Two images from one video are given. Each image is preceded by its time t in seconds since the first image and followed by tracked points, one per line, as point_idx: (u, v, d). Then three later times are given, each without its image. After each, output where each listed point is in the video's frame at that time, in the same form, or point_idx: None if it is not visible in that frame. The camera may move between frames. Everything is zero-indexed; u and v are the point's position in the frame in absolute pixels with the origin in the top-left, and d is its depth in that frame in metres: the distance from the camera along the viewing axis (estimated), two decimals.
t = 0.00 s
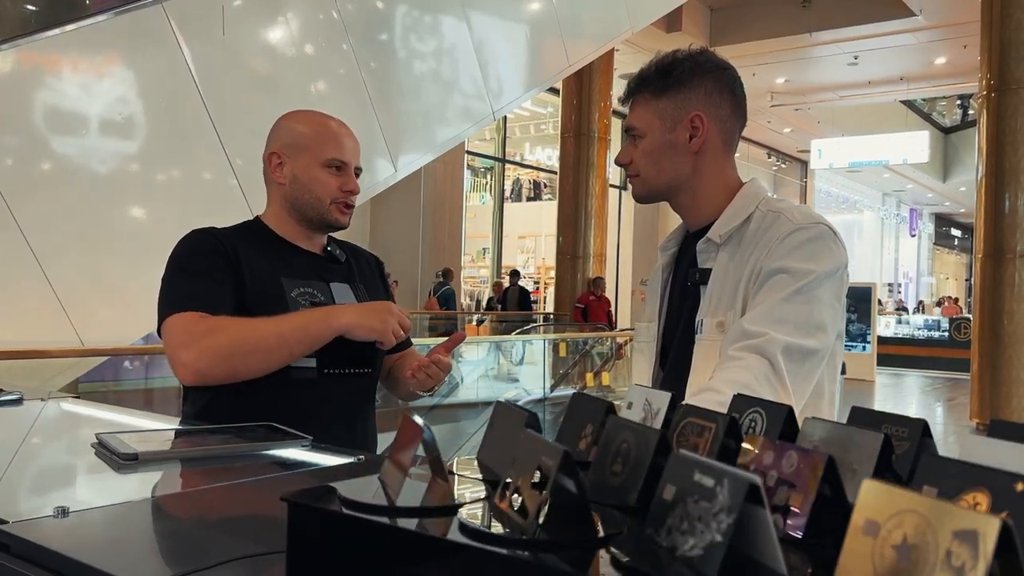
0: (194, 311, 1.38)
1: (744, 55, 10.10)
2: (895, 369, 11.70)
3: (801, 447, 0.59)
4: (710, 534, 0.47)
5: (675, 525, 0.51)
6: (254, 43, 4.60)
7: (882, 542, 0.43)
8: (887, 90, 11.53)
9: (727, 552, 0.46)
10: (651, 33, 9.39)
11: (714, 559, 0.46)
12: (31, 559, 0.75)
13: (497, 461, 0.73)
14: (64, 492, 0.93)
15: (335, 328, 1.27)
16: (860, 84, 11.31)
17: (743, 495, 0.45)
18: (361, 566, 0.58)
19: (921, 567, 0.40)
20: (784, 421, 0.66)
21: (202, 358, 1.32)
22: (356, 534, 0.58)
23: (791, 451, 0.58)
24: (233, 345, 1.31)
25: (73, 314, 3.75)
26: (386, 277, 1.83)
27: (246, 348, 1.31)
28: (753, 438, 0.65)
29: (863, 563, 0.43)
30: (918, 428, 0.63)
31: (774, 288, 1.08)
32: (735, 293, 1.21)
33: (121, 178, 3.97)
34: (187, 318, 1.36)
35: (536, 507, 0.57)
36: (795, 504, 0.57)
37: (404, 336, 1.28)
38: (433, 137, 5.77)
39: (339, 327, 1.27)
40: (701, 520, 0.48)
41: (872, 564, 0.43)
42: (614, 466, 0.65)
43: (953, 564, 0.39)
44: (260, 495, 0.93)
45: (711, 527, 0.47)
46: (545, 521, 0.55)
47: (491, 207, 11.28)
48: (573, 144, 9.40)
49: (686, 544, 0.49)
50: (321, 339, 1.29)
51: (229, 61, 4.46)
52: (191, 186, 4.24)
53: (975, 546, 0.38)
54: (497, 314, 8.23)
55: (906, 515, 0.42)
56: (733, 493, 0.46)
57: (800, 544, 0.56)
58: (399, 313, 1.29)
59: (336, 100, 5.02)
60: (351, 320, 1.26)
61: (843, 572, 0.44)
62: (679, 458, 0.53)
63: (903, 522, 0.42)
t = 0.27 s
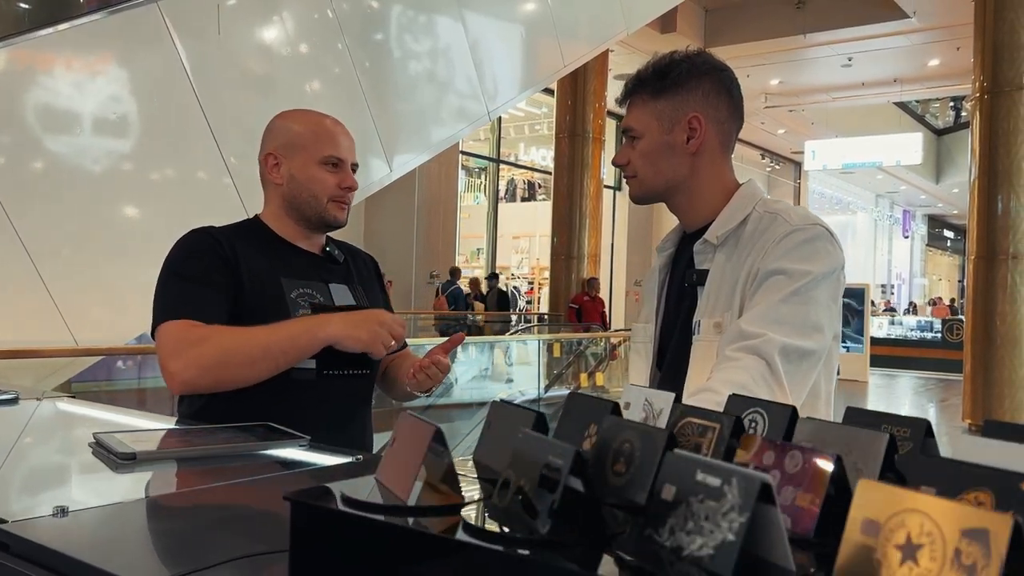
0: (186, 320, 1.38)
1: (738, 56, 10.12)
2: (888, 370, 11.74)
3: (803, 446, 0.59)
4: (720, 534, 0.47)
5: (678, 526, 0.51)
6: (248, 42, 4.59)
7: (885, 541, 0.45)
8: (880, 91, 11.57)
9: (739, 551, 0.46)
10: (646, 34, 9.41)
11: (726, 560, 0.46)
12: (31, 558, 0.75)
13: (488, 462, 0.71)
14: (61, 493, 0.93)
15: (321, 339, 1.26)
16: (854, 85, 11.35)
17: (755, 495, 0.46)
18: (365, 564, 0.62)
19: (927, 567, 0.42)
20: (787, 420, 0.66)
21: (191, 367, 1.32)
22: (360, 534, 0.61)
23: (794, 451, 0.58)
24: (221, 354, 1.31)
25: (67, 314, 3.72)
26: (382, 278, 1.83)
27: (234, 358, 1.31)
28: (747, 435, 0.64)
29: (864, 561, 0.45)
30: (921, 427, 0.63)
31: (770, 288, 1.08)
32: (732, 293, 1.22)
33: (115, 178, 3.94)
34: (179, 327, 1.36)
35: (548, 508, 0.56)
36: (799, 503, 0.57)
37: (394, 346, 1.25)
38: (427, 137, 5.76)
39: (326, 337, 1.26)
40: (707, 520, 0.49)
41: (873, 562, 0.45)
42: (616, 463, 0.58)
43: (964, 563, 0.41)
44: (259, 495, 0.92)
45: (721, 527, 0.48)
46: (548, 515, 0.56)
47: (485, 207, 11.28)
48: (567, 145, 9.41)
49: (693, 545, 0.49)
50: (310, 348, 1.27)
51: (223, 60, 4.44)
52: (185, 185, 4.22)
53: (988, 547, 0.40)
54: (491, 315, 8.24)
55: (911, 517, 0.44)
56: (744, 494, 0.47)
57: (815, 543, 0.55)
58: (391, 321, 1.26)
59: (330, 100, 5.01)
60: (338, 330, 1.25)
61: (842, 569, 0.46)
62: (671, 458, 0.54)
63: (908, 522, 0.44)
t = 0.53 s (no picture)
0: (176, 320, 1.38)
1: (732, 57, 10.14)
2: (881, 370, 11.78)
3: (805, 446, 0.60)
4: (729, 532, 0.48)
5: (681, 525, 0.51)
6: (242, 41, 4.57)
7: (887, 541, 0.46)
8: (874, 93, 11.61)
9: (748, 549, 0.47)
10: (641, 35, 9.42)
11: (736, 559, 0.47)
12: (32, 559, 0.75)
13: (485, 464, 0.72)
14: (59, 493, 0.92)
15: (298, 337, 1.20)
16: (847, 87, 11.39)
17: (765, 494, 0.47)
18: (366, 564, 0.63)
19: (933, 566, 0.43)
20: (791, 419, 0.68)
21: (175, 368, 1.31)
22: (362, 534, 0.62)
23: (796, 450, 0.60)
24: (201, 354, 1.30)
25: (61, 314, 3.70)
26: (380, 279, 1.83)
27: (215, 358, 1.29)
28: (744, 434, 0.65)
29: (867, 561, 0.47)
30: (922, 427, 0.66)
31: (767, 289, 1.08)
32: (728, 294, 1.22)
33: (109, 178, 3.91)
34: (168, 326, 1.36)
35: (556, 508, 0.56)
36: (802, 502, 0.59)
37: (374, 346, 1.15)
38: (422, 137, 5.76)
39: (305, 335, 1.20)
40: (714, 520, 0.49)
41: (878, 563, 0.46)
42: (619, 462, 0.60)
43: (969, 562, 0.42)
44: (258, 496, 0.92)
45: (727, 526, 0.48)
46: (556, 513, 0.56)
47: (480, 207, 11.28)
48: (562, 145, 9.41)
49: (699, 544, 0.49)
50: (290, 343, 1.23)
51: (218, 60, 4.43)
52: (179, 185, 4.20)
53: (995, 543, 0.41)
54: (486, 315, 8.25)
55: (914, 515, 0.45)
56: (754, 492, 0.48)
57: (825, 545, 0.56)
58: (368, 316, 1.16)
59: (325, 100, 5.00)
60: (317, 328, 1.18)
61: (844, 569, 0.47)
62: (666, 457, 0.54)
63: (910, 522, 0.45)
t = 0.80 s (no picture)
0: (170, 322, 1.36)
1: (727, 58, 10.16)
2: (875, 371, 11.82)
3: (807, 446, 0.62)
4: (739, 531, 0.48)
5: (685, 525, 0.51)
6: (237, 41, 4.56)
7: (889, 542, 0.45)
8: (867, 94, 11.65)
9: (758, 549, 0.47)
10: (636, 35, 9.44)
11: (747, 556, 0.48)
12: (32, 558, 0.75)
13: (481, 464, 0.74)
14: (57, 494, 0.92)
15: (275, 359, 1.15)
16: (841, 88, 11.42)
17: (775, 493, 0.47)
18: (367, 564, 0.63)
19: (940, 566, 0.43)
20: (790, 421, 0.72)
21: (164, 378, 1.30)
22: (362, 535, 0.62)
23: (800, 450, 0.61)
24: (182, 366, 1.28)
25: (56, 314, 3.68)
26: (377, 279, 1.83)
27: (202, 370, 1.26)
28: (740, 435, 0.65)
29: (865, 565, 0.45)
30: (924, 427, 0.69)
31: (765, 290, 1.09)
32: (725, 295, 1.22)
33: (103, 177, 3.89)
34: (162, 329, 1.35)
35: (568, 506, 0.56)
36: (808, 501, 0.60)
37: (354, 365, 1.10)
38: (417, 138, 5.75)
39: (281, 357, 1.15)
40: (721, 519, 0.49)
41: (881, 563, 0.45)
42: (622, 462, 0.64)
43: (982, 560, 0.42)
44: (257, 496, 0.93)
45: (737, 526, 0.49)
46: (565, 511, 0.56)
47: (475, 207, 11.29)
48: (557, 146, 9.42)
49: (706, 544, 0.50)
50: (268, 364, 1.19)
51: (213, 59, 4.41)
52: (174, 185, 4.18)
53: (1004, 542, 0.41)
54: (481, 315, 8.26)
55: (915, 515, 0.44)
56: (761, 491, 0.48)
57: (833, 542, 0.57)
58: (343, 336, 1.10)
59: (320, 100, 5.00)
60: (291, 351, 1.12)
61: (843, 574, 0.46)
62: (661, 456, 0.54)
63: (911, 520, 0.44)
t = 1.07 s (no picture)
0: (165, 327, 1.36)
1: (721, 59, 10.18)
2: (869, 371, 11.85)
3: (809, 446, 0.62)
4: (748, 530, 0.49)
5: (690, 526, 0.51)
6: (232, 41, 4.55)
7: (892, 542, 0.45)
8: (861, 95, 11.68)
9: (769, 548, 0.48)
10: (630, 36, 9.45)
11: (760, 556, 0.48)
12: (31, 558, 0.75)
13: (485, 456, 0.74)
14: (54, 495, 0.92)
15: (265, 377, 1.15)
16: (835, 89, 11.45)
17: (784, 493, 0.48)
18: (367, 564, 0.65)
19: (946, 565, 0.44)
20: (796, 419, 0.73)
21: (158, 382, 1.30)
22: (363, 535, 0.64)
23: (802, 450, 0.61)
24: (176, 373, 1.29)
25: (50, 314, 3.67)
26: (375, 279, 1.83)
27: (199, 376, 1.27)
28: (740, 435, 0.65)
29: (867, 566, 0.46)
30: (926, 427, 0.71)
31: (762, 289, 1.09)
32: (722, 295, 1.23)
33: (97, 177, 3.88)
34: (158, 334, 1.35)
35: (577, 505, 0.56)
36: (815, 501, 0.61)
37: (341, 393, 1.09)
38: (412, 138, 5.75)
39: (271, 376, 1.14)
40: (728, 519, 0.50)
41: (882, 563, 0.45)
42: (625, 463, 0.65)
43: (992, 561, 0.43)
44: (258, 496, 0.93)
45: (746, 525, 0.49)
46: (574, 511, 0.56)
47: (470, 207, 11.29)
48: (552, 146, 9.42)
49: (714, 544, 0.50)
50: (258, 380, 1.18)
51: (207, 59, 4.40)
52: (168, 185, 4.17)
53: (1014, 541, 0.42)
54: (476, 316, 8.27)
55: (919, 514, 0.45)
56: (770, 491, 0.49)
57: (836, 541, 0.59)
58: (332, 366, 1.08)
59: (315, 100, 4.99)
60: (281, 372, 1.12)
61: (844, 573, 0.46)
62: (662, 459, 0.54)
63: (916, 520, 0.45)
